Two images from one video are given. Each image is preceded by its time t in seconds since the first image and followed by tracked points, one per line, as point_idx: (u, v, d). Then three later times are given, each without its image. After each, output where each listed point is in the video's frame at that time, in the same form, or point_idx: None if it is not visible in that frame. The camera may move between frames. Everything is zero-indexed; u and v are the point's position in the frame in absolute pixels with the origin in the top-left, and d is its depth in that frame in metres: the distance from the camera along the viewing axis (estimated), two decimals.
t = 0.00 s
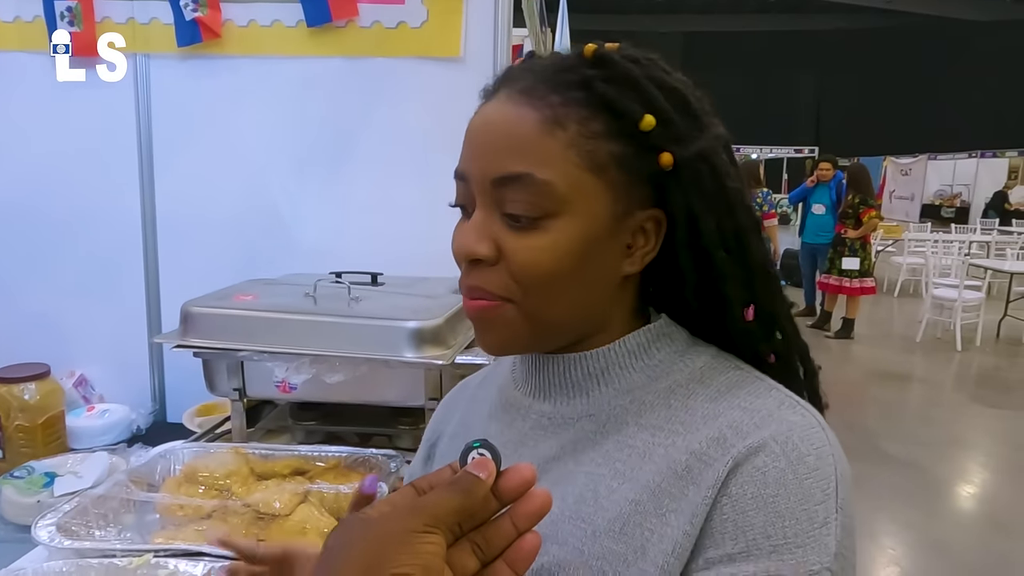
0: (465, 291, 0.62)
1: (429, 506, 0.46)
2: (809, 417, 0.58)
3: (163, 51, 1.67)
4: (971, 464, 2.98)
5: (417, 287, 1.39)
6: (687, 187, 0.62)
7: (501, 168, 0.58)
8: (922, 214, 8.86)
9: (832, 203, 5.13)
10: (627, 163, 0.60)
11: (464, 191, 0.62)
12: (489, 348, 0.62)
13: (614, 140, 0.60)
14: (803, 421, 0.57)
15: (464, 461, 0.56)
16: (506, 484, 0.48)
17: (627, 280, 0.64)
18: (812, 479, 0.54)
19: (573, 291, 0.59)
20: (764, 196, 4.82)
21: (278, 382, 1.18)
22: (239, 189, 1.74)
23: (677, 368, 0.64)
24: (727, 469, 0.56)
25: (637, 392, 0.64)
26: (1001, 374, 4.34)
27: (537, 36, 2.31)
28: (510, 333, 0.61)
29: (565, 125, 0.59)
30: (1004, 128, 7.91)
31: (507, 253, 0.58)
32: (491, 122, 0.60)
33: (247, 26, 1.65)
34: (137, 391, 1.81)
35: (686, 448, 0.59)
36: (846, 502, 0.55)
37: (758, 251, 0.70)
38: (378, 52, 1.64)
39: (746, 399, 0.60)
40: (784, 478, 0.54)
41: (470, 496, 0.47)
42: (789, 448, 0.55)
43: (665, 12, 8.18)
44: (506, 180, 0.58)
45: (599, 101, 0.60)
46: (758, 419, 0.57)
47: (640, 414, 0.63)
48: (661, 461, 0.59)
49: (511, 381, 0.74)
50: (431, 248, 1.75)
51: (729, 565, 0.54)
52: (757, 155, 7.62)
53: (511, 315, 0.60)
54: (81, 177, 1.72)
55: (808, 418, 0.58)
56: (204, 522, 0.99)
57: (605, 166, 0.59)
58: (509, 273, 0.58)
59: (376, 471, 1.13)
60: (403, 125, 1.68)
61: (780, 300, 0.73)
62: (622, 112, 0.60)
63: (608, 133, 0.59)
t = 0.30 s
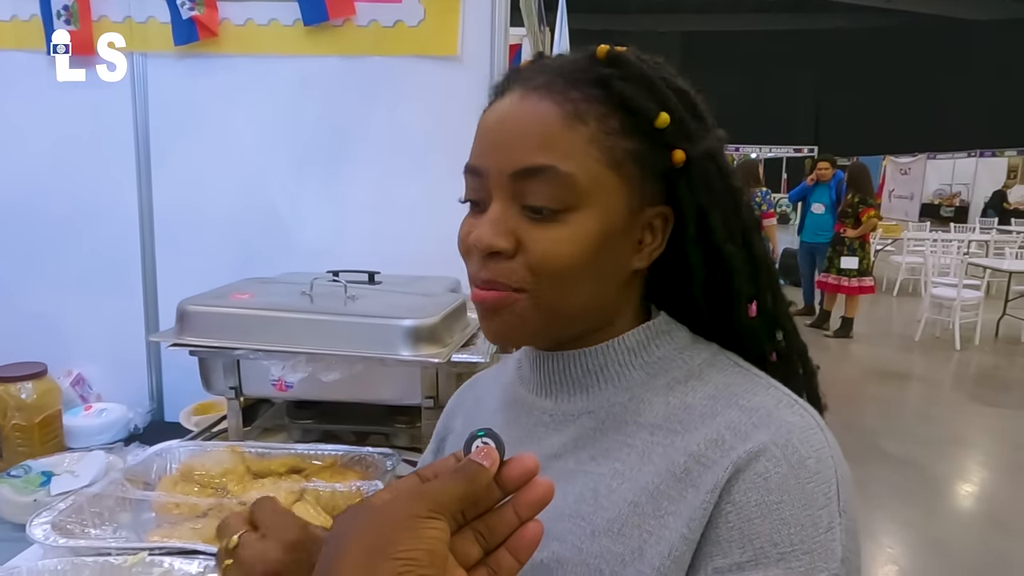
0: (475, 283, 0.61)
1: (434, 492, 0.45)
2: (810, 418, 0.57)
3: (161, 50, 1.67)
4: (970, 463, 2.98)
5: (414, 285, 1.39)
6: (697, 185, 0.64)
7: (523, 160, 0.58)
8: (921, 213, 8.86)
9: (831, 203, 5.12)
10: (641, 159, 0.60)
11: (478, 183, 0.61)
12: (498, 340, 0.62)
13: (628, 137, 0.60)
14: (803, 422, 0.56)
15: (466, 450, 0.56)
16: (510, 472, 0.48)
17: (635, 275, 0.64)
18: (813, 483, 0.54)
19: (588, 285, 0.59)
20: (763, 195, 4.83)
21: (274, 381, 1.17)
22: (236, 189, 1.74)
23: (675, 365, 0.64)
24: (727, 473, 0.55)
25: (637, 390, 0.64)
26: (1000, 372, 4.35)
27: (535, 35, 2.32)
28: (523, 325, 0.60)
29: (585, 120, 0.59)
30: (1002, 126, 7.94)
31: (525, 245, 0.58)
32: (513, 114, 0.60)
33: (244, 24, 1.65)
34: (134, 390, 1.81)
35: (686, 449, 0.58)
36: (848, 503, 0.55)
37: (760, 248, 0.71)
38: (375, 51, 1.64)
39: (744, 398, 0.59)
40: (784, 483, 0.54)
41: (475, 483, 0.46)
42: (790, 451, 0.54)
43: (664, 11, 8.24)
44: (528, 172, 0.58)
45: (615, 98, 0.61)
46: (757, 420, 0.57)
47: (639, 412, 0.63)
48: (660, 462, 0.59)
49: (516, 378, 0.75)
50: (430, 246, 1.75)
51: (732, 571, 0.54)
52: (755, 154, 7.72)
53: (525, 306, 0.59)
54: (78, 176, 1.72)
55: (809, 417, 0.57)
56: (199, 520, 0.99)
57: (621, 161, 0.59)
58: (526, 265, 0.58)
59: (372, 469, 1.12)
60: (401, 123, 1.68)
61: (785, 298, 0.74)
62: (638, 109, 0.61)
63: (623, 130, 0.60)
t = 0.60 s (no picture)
0: (470, 276, 0.60)
1: (441, 492, 0.44)
2: (766, 403, 0.56)
3: (160, 49, 1.67)
4: (971, 463, 2.97)
5: (413, 285, 1.39)
6: (666, 189, 0.70)
7: (525, 150, 0.59)
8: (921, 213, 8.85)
9: (833, 202, 5.11)
10: (627, 160, 0.65)
11: (472, 177, 0.61)
12: (496, 334, 0.60)
13: (615, 139, 0.64)
14: (759, 408, 0.56)
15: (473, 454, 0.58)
16: (516, 473, 0.48)
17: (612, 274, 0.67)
18: (768, 469, 0.52)
19: (589, 274, 0.61)
20: (763, 195, 4.83)
21: (272, 380, 1.17)
22: (235, 189, 1.74)
23: (638, 360, 0.65)
24: (681, 463, 0.55)
25: (603, 387, 0.65)
26: (1000, 372, 4.34)
27: (535, 35, 2.32)
28: (526, 315, 0.59)
29: (581, 119, 0.62)
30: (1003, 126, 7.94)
31: (531, 232, 0.57)
32: (509, 108, 0.61)
33: (242, 24, 1.65)
34: (133, 389, 1.81)
35: (645, 443, 0.58)
36: (807, 488, 0.53)
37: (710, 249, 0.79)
38: (373, 50, 1.63)
39: (702, 387, 0.59)
40: (738, 470, 0.53)
41: (482, 484, 0.46)
42: (744, 438, 0.54)
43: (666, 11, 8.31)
44: (533, 161, 0.59)
45: (603, 103, 0.64)
46: (712, 408, 0.57)
47: (604, 409, 0.63)
48: (621, 457, 0.59)
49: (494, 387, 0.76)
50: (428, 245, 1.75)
51: (688, 562, 0.52)
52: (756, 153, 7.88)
53: (528, 295, 0.59)
54: (78, 174, 1.71)
55: (765, 402, 0.56)
56: (197, 520, 0.99)
57: (611, 162, 0.62)
58: (531, 252, 0.57)
59: (370, 468, 1.12)
60: (399, 121, 1.68)
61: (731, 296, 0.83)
62: (624, 114, 0.65)
63: (612, 133, 0.64)
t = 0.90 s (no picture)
0: (417, 286, 0.60)
1: (447, 492, 0.44)
2: (733, 390, 0.56)
3: (163, 49, 1.67)
4: (973, 463, 2.97)
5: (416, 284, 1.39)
6: (618, 185, 0.68)
7: (457, 158, 0.59)
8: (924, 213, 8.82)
9: (836, 201, 5.09)
10: (570, 157, 0.63)
11: (413, 190, 0.61)
12: (444, 343, 0.60)
13: (555, 138, 0.63)
14: (726, 396, 0.55)
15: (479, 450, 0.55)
16: (522, 473, 0.47)
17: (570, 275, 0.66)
18: (735, 457, 0.52)
19: (533, 275, 0.59)
20: (767, 194, 4.83)
21: (276, 379, 1.17)
22: (238, 188, 1.74)
23: (609, 358, 0.64)
24: (648, 459, 0.54)
25: (575, 389, 0.64)
26: (1004, 372, 4.33)
27: (538, 33, 2.32)
28: (469, 322, 0.59)
29: (515, 120, 0.61)
30: (1006, 125, 7.94)
31: (467, 237, 0.57)
32: (443, 121, 0.61)
33: (246, 23, 1.65)
34: (137, 388, 1.81)
35: (615, 440, 0.57)
36: (778, 475, 0.52)
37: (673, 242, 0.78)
38: (377, 49, 1.63)
39: (669, 379, 0.58)
40: (706, 462, 0.52)
41: (488, 483, 0.45)
42: (710, 429, 0.53)
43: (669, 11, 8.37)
44: (464, 167, 0.58)
45: (541, 104, 0.64)
46: (679, 400, 0.56)
47: (575, 410, 0.63)
48: (591, 456, 0.59)
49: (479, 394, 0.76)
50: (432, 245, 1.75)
51: (661, 560, 0.52)
52: (759, 153, 8.12)
53: (470, 301, 0.58)
54: (83, 175, 1.72)
55: (731, 390, 0.56)
56: (201, 519, 0.99)
57: (551, 161, 0.61)
58: (468, 257, 0.57)
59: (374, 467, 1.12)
60: (402, 119, 1.68)
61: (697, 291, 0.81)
62: (563, 113, 0.64)
63: (553, 132, 0.63)
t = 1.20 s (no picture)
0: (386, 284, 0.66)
1: (443, 496, 0.45)
2: (721, 400, 0.54)
3: (168, 48, 1.67)
4: (977, 463, 2.96)
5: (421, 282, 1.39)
6: (553, 176, 0.59)
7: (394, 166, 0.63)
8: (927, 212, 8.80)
9: (839, 201, 5.09)
10: (499, 150, 0.59)
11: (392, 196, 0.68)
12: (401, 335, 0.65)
13: (486, 133, 0.60)
14: (712, 406, 0.54)
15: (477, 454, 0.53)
16: (518, 476, 0.47)
17: (521, 271, 0.61)
18: (712, 469, 0.51)
19: (449, 274, 0.59)
20: (770, 194, 4.82)
21: (282, 378, 1.17)
22: (243, 186, 1.74)
23: (603, 359, 0.63)
24: (626, 465, 0.55)
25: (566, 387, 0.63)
26: (1007, 372, 4.32)
27: (542, 32, 2.32)
28: (404, 318, 0.62)
29: (444, 123, 0.61)
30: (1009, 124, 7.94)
31: (392, 239, 0.61)
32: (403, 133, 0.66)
33: (250, 22, 1.65)
34: (142, 388, 1.81)
35: (599, 444, 0.58)
36: (759, 490, 0.51)
37: (665, 238, 0.65)
38: (381, 48, 1.63)
39: (660, 386, 0.58)
40: (682, 473, 0.52)
41: (483, 487, 0.46)
42: (689, 439, 0.53)
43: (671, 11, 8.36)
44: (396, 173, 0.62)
45: (477, 102, 0.62)
46: (665, 408, 0.55)
47: (565, 409, 0.62)
48: (573, 456, 0.59)
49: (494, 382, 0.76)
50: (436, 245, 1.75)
51: (632, 568, 0.52)
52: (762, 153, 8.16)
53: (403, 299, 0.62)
54: (88, 174, 1.72)
55: (719, 401, 0.54)
56: (208, 517, 0.99)
57: (475, 155, 0.59)
58: (392, 259, 0.61)
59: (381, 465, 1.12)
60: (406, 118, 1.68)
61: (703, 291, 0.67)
62: (492, 108, 0.61)
63: (483, 127, 0.60)
